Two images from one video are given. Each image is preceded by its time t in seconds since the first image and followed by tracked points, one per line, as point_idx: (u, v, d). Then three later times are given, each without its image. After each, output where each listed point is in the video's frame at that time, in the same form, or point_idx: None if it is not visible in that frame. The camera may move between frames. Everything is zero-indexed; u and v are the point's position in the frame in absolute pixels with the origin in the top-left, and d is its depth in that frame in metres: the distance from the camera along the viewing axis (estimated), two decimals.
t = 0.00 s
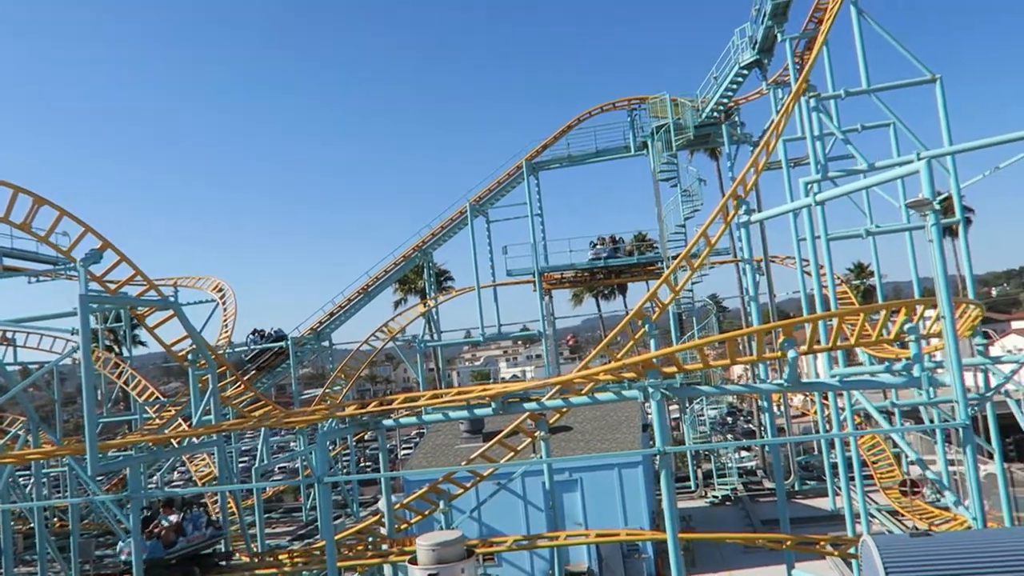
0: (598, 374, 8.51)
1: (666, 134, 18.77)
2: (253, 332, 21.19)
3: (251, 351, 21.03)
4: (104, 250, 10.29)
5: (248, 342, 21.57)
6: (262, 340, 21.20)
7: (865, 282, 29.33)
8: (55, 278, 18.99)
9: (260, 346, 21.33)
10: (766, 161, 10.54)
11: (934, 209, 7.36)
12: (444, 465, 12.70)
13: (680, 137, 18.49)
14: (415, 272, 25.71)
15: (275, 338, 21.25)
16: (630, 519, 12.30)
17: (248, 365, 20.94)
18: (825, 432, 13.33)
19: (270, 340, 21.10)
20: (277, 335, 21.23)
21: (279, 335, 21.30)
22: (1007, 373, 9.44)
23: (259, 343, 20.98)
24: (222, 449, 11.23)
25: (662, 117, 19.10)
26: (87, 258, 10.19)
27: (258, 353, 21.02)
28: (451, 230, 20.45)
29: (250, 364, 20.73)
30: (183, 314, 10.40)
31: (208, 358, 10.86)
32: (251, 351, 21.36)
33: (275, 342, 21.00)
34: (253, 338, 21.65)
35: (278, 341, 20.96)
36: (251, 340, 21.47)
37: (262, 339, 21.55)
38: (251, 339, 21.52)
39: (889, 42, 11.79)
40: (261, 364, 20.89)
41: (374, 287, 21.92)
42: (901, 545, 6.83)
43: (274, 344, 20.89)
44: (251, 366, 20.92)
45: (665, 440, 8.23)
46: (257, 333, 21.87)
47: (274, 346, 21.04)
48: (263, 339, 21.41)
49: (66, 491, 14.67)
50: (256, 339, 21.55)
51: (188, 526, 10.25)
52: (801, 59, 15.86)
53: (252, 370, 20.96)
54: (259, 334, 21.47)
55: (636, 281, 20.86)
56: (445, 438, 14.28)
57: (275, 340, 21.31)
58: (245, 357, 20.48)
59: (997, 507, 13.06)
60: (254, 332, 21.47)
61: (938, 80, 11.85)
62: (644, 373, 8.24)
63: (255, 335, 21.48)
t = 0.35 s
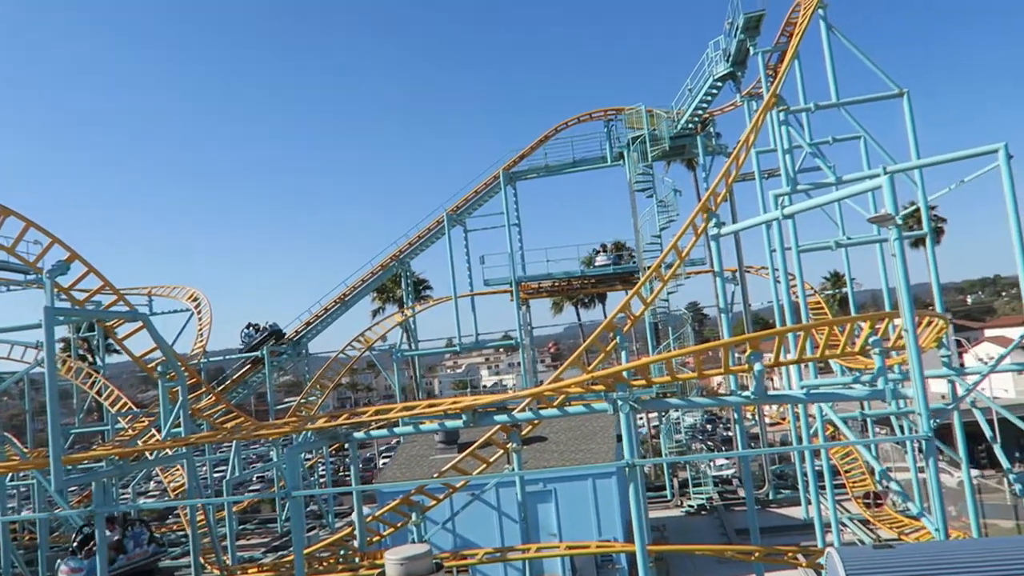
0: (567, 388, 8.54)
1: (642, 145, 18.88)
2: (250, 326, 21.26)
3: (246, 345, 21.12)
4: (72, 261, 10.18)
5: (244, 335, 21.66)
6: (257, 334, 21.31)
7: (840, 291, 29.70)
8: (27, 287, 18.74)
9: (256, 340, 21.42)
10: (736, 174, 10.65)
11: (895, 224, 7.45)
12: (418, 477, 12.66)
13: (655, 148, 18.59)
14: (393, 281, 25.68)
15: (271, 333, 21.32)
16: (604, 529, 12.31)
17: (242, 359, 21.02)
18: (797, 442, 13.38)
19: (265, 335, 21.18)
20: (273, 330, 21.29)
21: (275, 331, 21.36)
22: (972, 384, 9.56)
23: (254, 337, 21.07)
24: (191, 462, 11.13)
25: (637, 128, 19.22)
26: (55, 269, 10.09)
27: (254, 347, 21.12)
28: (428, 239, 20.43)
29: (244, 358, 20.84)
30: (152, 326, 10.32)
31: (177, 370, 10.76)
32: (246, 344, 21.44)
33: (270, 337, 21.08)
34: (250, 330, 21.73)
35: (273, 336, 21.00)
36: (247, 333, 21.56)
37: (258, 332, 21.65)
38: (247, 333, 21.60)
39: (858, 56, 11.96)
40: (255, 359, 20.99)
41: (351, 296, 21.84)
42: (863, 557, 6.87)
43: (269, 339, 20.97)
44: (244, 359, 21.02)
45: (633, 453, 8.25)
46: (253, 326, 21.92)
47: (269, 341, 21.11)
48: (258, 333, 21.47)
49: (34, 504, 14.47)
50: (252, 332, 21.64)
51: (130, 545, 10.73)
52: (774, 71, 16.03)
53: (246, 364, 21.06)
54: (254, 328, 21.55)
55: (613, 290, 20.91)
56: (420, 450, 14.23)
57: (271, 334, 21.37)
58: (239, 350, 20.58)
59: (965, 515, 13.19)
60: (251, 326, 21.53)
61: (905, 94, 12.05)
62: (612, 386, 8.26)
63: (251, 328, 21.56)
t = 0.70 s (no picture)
0: (542, 394, 8.56)
1: (625, 150, 18.94)
2: (251, 312, 21.31)
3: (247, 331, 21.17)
4: (46, 262, 10.11)
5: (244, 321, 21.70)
6: (258, 321, 21.36)
7: (822, 297, 29.94)
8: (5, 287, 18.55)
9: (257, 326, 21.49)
10: (714, 182, 10.72)
11: (866, 234, 7.52)
12: (395, 480, 12.66)
13: (638, 153, 18.64)
14: (377, 283, 25.67)
15: (273, 320, 21.37)
16: (581, 534, 12.34)
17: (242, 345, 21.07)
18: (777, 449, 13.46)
19: (267, 321, 21.24)
20: (274, 316, 21.33)
21: (276, 317, 21.40)
22: (943, 391, 9.66)
23: (256, 323, 21.11)
24: (166, 465, 11.08)
25: (621, 133, 19.29)
26: (29, 270, 10.01)
27: (255, 334, 21.18)
28: (411, 242, 20.43)
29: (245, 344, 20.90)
30: (128, 328, 10.26)
31: (153, 372, 10.68)
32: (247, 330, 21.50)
33: (271, 324, 21.13)
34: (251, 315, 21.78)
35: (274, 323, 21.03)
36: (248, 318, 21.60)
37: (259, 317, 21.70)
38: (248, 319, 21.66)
39: (837, 66, 12.09)
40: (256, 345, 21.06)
41: (334, 298, 21.79)
42: (830, 565, 6.91)
43: (271, 326, 21.01)
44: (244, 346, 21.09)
45: (607, 460, 8.25)
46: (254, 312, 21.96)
47: (271, 327, 21.19)
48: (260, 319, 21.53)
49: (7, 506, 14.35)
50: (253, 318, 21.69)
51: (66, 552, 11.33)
52: (755, 79, 16.13)
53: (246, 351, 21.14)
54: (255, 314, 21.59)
55: (596, 294, 20.95)
56: (399, 453, 14.24)
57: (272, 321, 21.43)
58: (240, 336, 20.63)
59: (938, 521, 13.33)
60: (252, 312, 21.56)
61: (882, 103, 12.20)
62: (587, 393, 8.29)
63: (252, 314, 21.60)
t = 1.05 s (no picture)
0: (522, 401, 8.60)
1: (613, 156, 19.00)
2: (259, 300, 21.76)
3: (255, 318, 21.66)
4: (27, 264, 10.08)
5: (252, 309, 22.17)
6: (266, 308, 21.83)
7: (808, 302, 30.07)
8: None
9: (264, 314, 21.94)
10: (696, 189, 10.79)
11: (843, 245, 7.58)
12: (378, 485, 12.67)
13: (626, 159, 18.71)
14: (366, 285, 25.69)
15: (280, 307, 21.81)
16: (564, 538, 12.36)
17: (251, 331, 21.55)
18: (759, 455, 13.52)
19: (274, 308, 21.71)
20: (281, 304, 21.75)
21: (284, 305, 21.85)
22: (920, 400, 9.73)
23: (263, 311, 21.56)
24: (147, 467, 11.07)
25: (609, 138, 19.34)
26: (10, 272, 9.97)
27: (263, 321, 21.65)
28: (399, 245, 20.44)
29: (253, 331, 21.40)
30: (110, 331, 10.24)
31: (135, 375, 10.66)
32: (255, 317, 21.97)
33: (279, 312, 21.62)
34: (259, 303, 22.27)
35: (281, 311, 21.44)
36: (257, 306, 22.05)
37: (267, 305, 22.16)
38: (256, 307, 22.11)
39: (821, 75, 12.18)
40: (264, 332, 21.54)
41: (321, 301, 21.80)
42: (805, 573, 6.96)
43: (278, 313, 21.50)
44: (253, 333, 21.56)
45: (586, 466, 8.29)
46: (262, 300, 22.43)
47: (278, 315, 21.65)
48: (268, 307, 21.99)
49: None
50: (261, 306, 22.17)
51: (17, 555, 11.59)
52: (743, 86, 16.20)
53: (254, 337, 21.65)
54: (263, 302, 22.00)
55: (583, 299, 21.00)
56: (383, 457, 14.24)
57: (280, 309, 21.88)
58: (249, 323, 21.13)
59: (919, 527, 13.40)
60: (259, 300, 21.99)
61: (865, 113, 12.30)
62: (566, 400, 8.33)
63: (259, 302, 22.05)
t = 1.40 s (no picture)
0: (506, 400, 8.64)
1: (604, 153, 19.01)
2: (270, 280, 21.79)
3: (267, 299, 21.71)
4: (10, 262, 10.07)
5: (263, 289, 22.22)
6: (278, 289, 21.87)
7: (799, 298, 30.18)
8: None
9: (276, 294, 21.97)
10: (682, 189, 10.82)
11: (825, 246, 7.62)
12: (366, 482, 12.71)
13: (616, 156, 18.72)
14: (358, 281, 25.70)
15: (292, 288, 21.85)
16: (551, 535, 12.41)
17: (262, 312, 21.60)
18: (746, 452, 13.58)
19: (286, 288, 21.70)
20: (293, 284, 21.77)
21: (295, 285, 21.86)
22: (903, 397, 9.79)
23: (275, 291, 21.59)
24: (132, 465, 11.06)
25: (600, 135, 19.34)
26: None
27: (275, 301, 21.70)
28: (390, 242, 20.44)
29: (264, 312, 21.44)
30: (95, 328, 10.22)
31: (121, 373, 10.64)
32: (266, 297, 22.05)
33: (290, 292, 21.65)
34: (271, 284, 22.35)
35: (292, 291, 21.48)
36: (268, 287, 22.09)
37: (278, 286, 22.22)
38: (267, 287, 22.15)
39: (808, 74, 12.23)
40: (276, 312, 21.60)
41: (312, 297, 21.83)
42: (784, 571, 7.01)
43: (290, 294, 21.53)
44: (264, 313, 21.61)
45: (569, 465, 8.33)
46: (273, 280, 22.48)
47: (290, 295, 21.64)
48: (279, 287, 22.03)
49: None
50: (272, 286, 22.21)
51: None
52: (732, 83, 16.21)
53: (265, 318, 21.71)
54: (274, 283, 22.03)
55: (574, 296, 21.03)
56: (372, 454, 14.26)
57: (291, 289, 21.92)
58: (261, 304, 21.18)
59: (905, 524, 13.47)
60: (270, 280, 22.03)
61: (852, 112, 12.35)
62: (549, 399, 8.38)
63: (271, 282, 22.08)
